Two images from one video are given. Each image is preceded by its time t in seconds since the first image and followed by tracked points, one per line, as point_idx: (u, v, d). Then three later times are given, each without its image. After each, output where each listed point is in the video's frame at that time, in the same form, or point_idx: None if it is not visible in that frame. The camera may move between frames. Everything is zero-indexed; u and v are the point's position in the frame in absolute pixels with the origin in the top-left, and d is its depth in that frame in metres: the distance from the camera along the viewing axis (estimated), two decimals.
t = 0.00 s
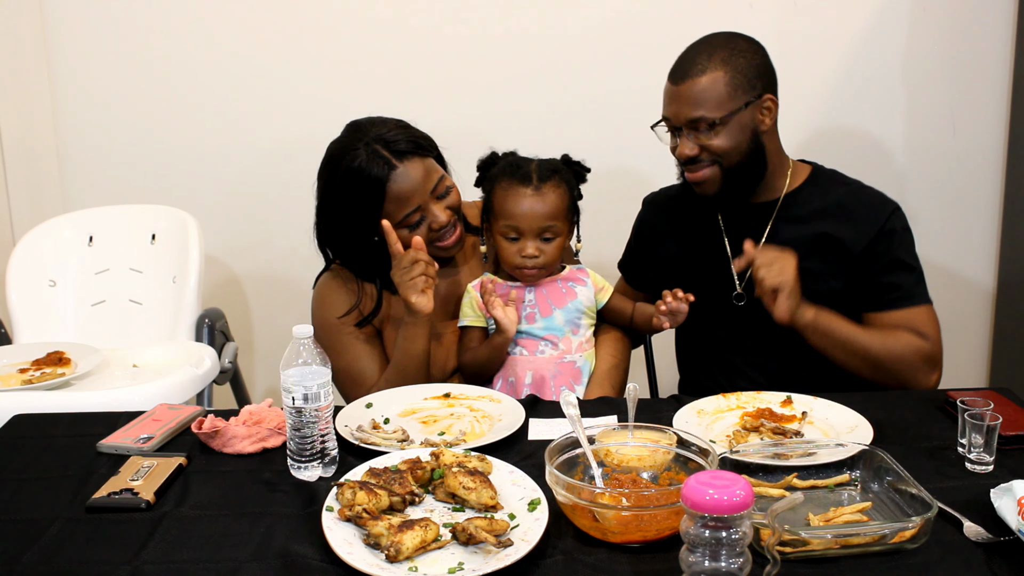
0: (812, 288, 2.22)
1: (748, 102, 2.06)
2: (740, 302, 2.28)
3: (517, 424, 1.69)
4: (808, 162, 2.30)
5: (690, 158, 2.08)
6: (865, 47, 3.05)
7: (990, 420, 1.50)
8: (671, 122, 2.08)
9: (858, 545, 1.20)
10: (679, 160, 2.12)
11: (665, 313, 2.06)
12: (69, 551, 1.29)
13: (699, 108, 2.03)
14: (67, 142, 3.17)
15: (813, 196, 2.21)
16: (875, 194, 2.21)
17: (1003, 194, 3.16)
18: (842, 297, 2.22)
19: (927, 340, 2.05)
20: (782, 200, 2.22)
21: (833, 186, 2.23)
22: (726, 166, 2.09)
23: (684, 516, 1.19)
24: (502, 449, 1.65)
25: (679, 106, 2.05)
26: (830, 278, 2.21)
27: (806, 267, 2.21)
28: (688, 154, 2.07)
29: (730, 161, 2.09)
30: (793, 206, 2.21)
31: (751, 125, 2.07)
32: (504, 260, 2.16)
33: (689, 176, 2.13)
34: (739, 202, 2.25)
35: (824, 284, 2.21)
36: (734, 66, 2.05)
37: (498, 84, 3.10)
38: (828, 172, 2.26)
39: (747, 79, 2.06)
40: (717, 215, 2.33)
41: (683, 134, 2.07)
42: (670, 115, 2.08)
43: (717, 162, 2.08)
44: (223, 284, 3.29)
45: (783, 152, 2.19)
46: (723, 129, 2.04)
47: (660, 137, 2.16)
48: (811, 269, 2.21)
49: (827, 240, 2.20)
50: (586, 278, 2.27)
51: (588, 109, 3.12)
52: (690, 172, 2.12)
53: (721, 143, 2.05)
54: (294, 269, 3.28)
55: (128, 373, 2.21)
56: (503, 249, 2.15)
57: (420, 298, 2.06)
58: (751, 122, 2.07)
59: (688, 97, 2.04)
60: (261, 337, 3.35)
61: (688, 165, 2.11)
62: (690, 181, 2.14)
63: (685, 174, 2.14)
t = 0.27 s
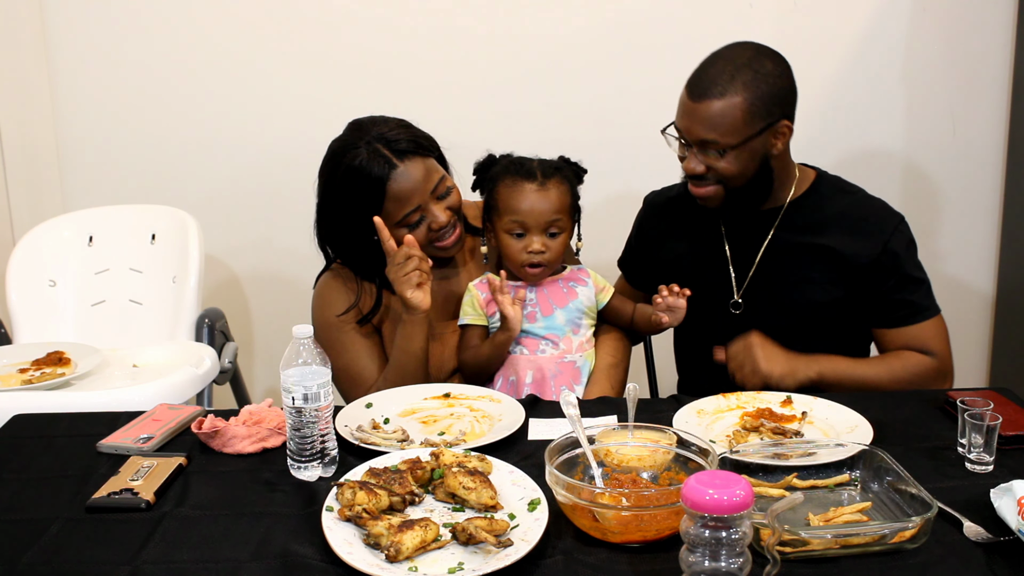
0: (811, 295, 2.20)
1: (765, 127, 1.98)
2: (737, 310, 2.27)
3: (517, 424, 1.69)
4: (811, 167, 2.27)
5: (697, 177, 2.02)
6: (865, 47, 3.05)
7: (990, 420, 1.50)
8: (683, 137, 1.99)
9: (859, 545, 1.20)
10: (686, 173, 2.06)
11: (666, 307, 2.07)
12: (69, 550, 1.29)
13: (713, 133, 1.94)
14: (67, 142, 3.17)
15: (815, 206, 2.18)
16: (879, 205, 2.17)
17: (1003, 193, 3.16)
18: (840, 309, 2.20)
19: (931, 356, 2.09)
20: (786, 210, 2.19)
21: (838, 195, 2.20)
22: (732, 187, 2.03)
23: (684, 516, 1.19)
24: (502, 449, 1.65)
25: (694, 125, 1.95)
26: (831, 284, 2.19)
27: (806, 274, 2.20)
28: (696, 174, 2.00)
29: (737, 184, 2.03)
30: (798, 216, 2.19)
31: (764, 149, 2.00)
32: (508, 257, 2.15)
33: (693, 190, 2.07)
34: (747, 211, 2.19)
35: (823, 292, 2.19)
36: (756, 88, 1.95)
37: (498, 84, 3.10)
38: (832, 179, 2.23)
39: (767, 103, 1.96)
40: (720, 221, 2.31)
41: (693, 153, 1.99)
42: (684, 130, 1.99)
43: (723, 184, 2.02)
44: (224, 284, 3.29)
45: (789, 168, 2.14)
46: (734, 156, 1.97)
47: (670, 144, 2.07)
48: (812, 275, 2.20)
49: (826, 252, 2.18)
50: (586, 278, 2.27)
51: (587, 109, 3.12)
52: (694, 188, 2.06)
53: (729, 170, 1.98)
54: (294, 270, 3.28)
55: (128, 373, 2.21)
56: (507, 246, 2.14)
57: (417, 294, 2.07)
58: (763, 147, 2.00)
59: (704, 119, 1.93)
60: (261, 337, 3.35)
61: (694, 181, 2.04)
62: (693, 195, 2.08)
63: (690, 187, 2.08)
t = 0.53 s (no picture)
0: (812, 297, 2.20)
1: (777, 143, 1.97)
2: (739, 313, 2.27)
3: (517, 424, 1.69)
4: (812, 168, 2.27)
5: (702, 186, 2.02)
6: (865, 47, 3.05)
7: (990, 420, 1.50)
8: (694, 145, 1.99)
9: (858, 545, 1.20)
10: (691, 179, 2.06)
11: (657, 313, 2.05)
12: (69, 550, 1.29)
13: (724, 147, 1.94)
14: (68, 142, 3.17)
15: (818, 209, 2.18)
16: (881, 208, 2.17)
17: (1003, 194, 3.16)
18: (841, 313, 2.20)
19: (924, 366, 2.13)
20: (790, 212, 2.19)
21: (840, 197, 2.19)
22: (735, 197, 2.05)
23: (684, 516, 1.19)
24: (502, 449, 1.65)
25: (706, 136, 1.95)
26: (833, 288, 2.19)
27: (808, 277, 2.20)
28: (702, 182, 2.01)
29: (741, 194, 2.04)
30: (801, 219, 2.18)
31: (772, 163, 2.00)
32: (508, 258, 2.14)
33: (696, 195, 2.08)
34: (756, 213, 2.17)
35: (824, 295, 2.20)
36: (774, 104, 1.93)
37: (498, 84, 3.10)
38: (834, 180, 2.23)
39: (783, 119, 1.95)
40: (722, 223, 2.29)
41: (701, 162, 1.99)
42: (696, 138, 1.98)
43: (727, 194, 2.03)
44: (224, 284, 3.29)
45: (791, 177, 2.15)
46: (742, 170, 1.98)
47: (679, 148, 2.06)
48: (813, 278, 2.20)
49: (827, 255, 2.18)
50: (586, 279, 2.27)
51: (587, 109, 3.12)
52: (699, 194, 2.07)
53: (736, 184, 1.99)
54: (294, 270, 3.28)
55: (128, 373, 2.21)
56: (506, 246, 2.13)
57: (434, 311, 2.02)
58: (772, 162, 2.00)
59: (718, 133, 1.93)
60: (261, 337, 3.35)
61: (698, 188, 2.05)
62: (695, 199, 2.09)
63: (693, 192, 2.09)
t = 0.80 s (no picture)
0: (812, 297, 2.20)
1: (783, 143, 1.98)
2: (739, 312, 2.27)
3: (517, 424, 1.69)
4: (813, 168, 2.26)
5: (707, 184, 2.02)
6: (865, 47, 3.05)
7: (990, 420, 1.50)
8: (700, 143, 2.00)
9: (858, 545, 1.20)
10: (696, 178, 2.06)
11: (652, 310, 2.05)
12: (69, 550, 1.29)
13: (729, 145, 1.94)
14: (68, 141, 3.17)
15: (819, 210, 2.18)
16: (882, 208, 2.17)
17: (1003, 193, 3.16)
18: (841, 311, 2.20)
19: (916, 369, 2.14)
20: (791, 211, 2.18)
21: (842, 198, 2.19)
22: (740, 196, 2.05)
23: (684, 516, 1.19)
24: (502, 449, 1.65)
25: (713, 134, 1.95)
26: (834, 287, 2.19)
27: (808, 277, 2.20)
28: (707, 180, 2.01)
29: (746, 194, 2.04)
30: (803, 220, 2.18)
31: (778, 162, 2.01)
32: (506, 259, 2.14)
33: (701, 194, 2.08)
34: (758, 212, 2.17)
35: (825, 294, 2.19)
36: (780, 102, 1.95)
37: (498, 84, 3.10)
38: (836, 181, 2.22)
39: (789, 118, 1.96)
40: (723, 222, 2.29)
41: (707, 160, 2.00)
42: (702, 136, 1.98)
43: (732, 193, 2.03)
44: (224, 284, 3.29)
45: (794, 176, 2.15)
46: (747, 169, 1.98)
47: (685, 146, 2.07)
48: (814, 278, 2.20)
49: (828, 255, 2.17)
50: (584, 280, 2.27)
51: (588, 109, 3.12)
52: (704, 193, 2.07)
53: (741, 182, 2.00)
54: (294, 270, 3.28)
55: (128, 373, 2.21)
56: (505, 248, 2.14)
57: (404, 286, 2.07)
58: (777, 160, 2.01)
59: (724, 131, 1.94)
60: (261, 337, 3.35)
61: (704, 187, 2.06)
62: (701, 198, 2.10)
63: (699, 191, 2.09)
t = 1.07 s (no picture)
0: (812, 297, 2.20)
1: (782, 135, 1.99)
2: (741, 312, 2.27)
3: (517, 424, 1.69)
4: (815, 168, 2.26)
5: (707, 178, 2.02)
6: (865, 47, 3.05)
7: (990, 420, 1.50)
8: (698, 137, 2.00)
9: (859, 545, 1.20)
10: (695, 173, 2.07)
11: (647, 314, 2.05)
12: (68, 550, 1.29)
13: (728, 137, 1.95)
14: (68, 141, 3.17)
15: (819, 209, 2.18)
16: (882, 208, 2.17)
17: (1003, 194, 3.16)
18: (844, 310, 2.19)
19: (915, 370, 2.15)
20: (791, 211, 2.19)
21: (842, 198, 2.19)
22: (740, 190, 2.05)
23: (684, 516, 1.19)
24: (502, 449, 1.65)
25: (711, 126, 1.96)
26: (834, 287, 2.18)
27: (809, 277, 2.20)
28: (706, 174, 2.01)
29: (746, 187, 2.04)
30: (803, 219, 2.18)
31: (777, 155, 2.01)
32: (510, 264, 2.13)
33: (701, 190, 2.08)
34: (757, 212, 2.18)
35: (826, 294, 2.19)
36: (778, 94, 1.96)
37: (498, 84, 3.10)
38: (837, 181, 2.22)
39: (787, 110, 1.97)
40: (724, 220, 2.29)
41: (706, 153, 2.00)
42: (700, 130, 1.99)
43: (732, 186, 2.03)
44: (224, 284, 3.29)
45: (795, 174, 2.15)
46: (747, 161, 1.98)
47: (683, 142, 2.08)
48: (814, 278, 2.19)
49: (828, 254, 2.17)
50: (585, 282, 2.27)
51: (587, 109, 3.12)
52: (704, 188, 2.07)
53: (741, 175, 2.00)
54: (294, 270, 3.28)
55: (128, 373, 2.21)
56: (508, 252, 2.12)
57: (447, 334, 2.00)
58: (777, 154, 2.01)
59: (723, 123, 1.94)
60: (261, 337, 3.35)
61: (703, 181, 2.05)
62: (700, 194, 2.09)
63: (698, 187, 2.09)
